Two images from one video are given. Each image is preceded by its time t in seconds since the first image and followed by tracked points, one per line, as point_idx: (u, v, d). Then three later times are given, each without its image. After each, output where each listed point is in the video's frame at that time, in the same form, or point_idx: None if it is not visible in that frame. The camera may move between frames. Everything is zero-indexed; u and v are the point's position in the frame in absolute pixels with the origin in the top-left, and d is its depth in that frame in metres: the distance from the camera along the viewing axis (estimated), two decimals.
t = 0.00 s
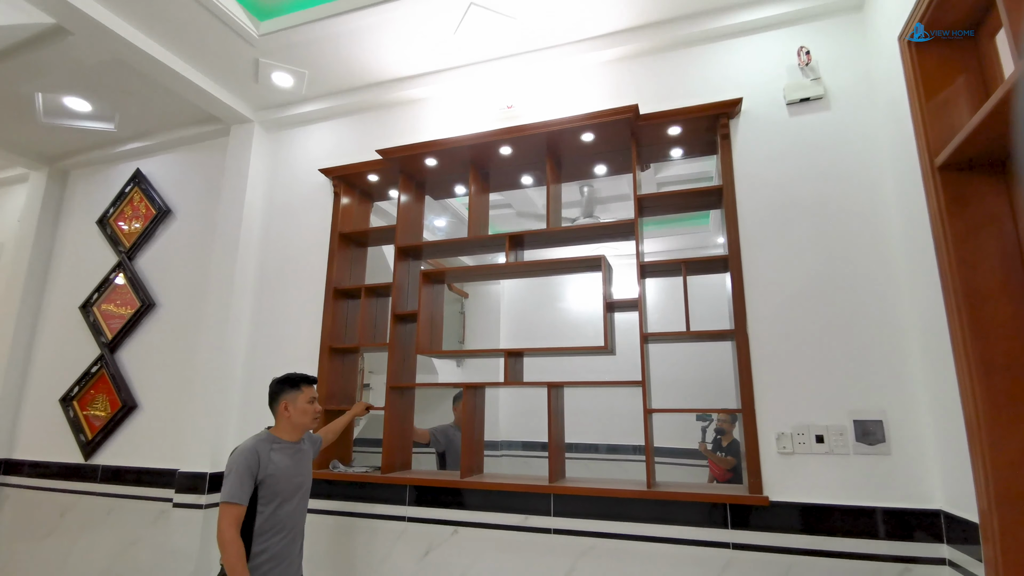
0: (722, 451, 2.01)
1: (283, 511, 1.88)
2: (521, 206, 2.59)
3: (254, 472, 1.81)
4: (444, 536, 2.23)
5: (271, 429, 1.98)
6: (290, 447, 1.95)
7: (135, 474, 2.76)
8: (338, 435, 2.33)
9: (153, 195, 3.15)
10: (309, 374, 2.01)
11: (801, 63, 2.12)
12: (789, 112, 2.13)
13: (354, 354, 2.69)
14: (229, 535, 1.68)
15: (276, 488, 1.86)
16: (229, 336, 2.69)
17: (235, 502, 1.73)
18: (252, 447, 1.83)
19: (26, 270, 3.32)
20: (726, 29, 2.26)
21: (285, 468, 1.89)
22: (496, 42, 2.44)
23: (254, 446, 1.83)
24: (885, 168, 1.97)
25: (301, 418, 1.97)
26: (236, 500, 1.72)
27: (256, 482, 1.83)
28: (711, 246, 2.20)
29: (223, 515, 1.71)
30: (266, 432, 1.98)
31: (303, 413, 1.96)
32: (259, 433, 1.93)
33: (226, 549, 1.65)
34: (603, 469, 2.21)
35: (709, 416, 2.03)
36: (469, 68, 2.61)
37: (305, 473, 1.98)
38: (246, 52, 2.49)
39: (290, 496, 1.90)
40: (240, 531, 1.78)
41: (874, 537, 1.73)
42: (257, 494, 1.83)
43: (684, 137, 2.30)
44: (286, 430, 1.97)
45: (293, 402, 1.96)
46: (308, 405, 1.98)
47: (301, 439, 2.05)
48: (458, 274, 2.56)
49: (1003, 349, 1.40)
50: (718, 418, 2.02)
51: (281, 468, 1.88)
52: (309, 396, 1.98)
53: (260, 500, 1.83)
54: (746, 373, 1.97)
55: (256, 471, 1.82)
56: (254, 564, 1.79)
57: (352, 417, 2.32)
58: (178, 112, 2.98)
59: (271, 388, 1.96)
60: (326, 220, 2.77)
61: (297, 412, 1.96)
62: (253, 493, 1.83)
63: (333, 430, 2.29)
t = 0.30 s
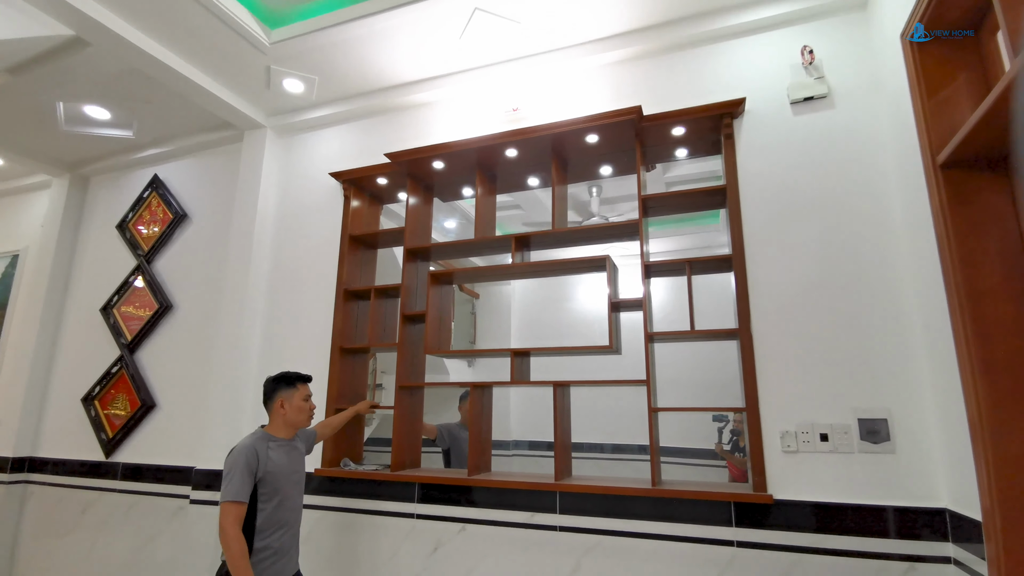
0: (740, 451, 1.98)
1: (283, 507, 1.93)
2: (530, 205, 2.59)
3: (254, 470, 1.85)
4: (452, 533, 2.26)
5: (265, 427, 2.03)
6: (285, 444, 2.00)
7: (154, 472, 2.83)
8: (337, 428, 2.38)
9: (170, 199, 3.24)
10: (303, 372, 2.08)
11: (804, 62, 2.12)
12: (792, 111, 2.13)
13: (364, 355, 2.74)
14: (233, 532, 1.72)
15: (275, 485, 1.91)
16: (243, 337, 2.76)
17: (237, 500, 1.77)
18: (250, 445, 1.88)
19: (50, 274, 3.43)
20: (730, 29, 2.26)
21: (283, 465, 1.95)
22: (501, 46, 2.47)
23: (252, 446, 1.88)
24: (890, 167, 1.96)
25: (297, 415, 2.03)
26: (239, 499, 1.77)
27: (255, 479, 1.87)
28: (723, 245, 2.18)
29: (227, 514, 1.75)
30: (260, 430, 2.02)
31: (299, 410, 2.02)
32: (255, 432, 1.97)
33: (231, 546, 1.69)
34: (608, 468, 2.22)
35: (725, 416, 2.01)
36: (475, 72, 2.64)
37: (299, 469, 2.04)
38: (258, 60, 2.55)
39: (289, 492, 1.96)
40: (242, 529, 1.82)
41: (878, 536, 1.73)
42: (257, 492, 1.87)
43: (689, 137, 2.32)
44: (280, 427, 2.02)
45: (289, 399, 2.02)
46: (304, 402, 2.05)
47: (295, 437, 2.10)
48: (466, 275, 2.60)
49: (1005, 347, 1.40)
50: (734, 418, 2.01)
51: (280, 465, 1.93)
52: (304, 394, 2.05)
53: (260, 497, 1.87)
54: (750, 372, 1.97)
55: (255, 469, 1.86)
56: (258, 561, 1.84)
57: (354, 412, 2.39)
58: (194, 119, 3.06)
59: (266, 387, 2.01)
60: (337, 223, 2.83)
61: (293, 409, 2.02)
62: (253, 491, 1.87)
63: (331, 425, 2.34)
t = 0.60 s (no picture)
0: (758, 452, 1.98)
1: (258, 517, 1.96)
2: (544, 209, 2.62)
3: (227, 483, 1.88)
4: (466, 534, 2.28)
5: (243, 434, 2.04)
6: (262, 454, 2.02)
7: (176, 473, 2.90)
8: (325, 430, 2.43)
9: (190, 207, 3.31)
10: (284, 381, 2.09)
11: (816, 62, 2.11)
12: (804, 112, 2.12)
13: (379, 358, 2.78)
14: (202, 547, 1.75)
15: (249, 496, 1.94)
16: (261, 341, 2.82)
17: (208, 515, 1.80)
18: (223, 459, 1.90)
19: (76, 280, 3.53)
20: (740, 30, 2.26)
21: (257, 476, 1.97)
22: (511, 52, 2.49)
23: (226, 459, 1.90)
24: (904, 167, 1.94)
25: (280, 423, 2.06)
26: (209, 513, 1.80)
27: (229, 492, 1.90)
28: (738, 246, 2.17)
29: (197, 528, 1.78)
30: (237, 439, 2.03)
31: (283, 418, 2.05)
32: (233, 441, 1.98)
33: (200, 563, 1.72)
34: (621, 471, 2.23)
35: (745, 417, 2.00)
36: (486, 77, 2.67)
37: (276, 477, 2.06)
38: (273, 70, 2.60)
39: (264, 502, 1.99)
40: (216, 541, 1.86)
41: (893, 540, 1.71)
42: (231, 503, 1.90)
43: (699, 139, 2.31)
44: (260, 436, 2.03)
45: (273, 408, 2.04)
46: (286, 410, 2.07)
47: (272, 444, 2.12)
48: (478, 279, 2.62)
49: (1021, 350, 1.37)
50: (754, 419, 1.99)
51: (254, 476, 1.96)
52: (287, 402, 2.07)
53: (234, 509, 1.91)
54: (762, 375, 1.97)
55: (228, 482, 1.89)
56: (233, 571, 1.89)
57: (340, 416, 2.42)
58: (212, 128, 3.13)
59: (248, 395, 2.01)
60: (351, 228, 2.87)
61: (276, 417, 2.05)
62: (227, 503, 1.90)
63: (317, 427, 2.38)
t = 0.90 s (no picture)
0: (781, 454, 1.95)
1: (249, 516, 2.03)
2: (559, 210, 2.61)
3: (219, 486, 1.94)
4: (480, 536, 2.29)
5: (236, 436, 2.10)
6: (254, 456, 2.09)
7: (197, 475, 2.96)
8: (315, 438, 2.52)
9: (210, 213, 3.38)
10: (278, 385, 2.17)
11: (831, 58, 2.07)
12: (820, 109, 2.08)
13: (394, 360, 2.80)
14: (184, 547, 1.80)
15: (241, 498, 2.00)
16: (278, 345, 2.86)
17: (200, 516, 1.86)
18: (216, 462, 1.95)
19: (102, 286, 3.63)
20: (754, 27, 2.22)
21: (249, 478, 2.03)
22: (522, 54, 2.49)
23: (219, 462, 1.96)
24: (924, 163, 1.89)
25: (275, 424, 2.15)
26: (202, 515, 1.86)
27: (221, 493, 1.95)
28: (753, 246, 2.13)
29: (187, 528, 1.84)
30: (230, 441, 2.09)
31: (280, 420, 2.16)
32: (226, 443, 2.04)
33: (177, 564, 1.76)
34: (636, 474, 2.21)
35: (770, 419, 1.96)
36: (498, 80, 2.67)
37: (266, 479, 2.13)
38: (288, 78, 2.64)
39: (255, 502, 2.06)
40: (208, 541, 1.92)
41: (915, 546, 1.67)
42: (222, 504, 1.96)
43: (713, 138, 2.29)
44: (255, 437, 2.11)
45: (271, 410, 2.13)
46: (280, 413, 2.17)
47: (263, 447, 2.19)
48: (491, 282, 2.62)
49: None
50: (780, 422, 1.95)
51: (245, 478, 2.02)
52: (284, 406, 2.17)
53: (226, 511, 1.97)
54: (778, 377, 1.93)
55: (221, 484, 1.95)
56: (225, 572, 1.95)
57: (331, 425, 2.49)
58: (230, 135, 3.18)
59: (246, 397, 2.08)
60: (366, 232, 2.90)
61: (272, 419, 2.14)
62: (219, 504, 1.96)
63: (306, 434, 2.47)
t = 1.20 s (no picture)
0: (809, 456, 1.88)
1: (258, 513, 2.06)
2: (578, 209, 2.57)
3: (230, 483, 1.98)
4: (495, 539, 2.27)
5: (247, 436, 2.16)
6: (264, 456, 2.13)
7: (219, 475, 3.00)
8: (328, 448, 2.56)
9: (230, 217, 3.43)
10: (287, 388, 2.22)
11: (853, 47, 2.00)
12: (842, 100, 2.01)
13: (410, 362, 2.80)
14: (193, 540, 1.85)
15: (250, 494, 2.03)
16: (296, 347, 2.88)
17: (210, 510, 1.90)
18: (226, 459, 2.00)
19: (128, 290, 3.71)
20: (771, 18, 2.16)
21: (258, 475, 2.07)
22: (535, 52, 2.47)
23: (230, 459, 2.00)
24: (954, 154, 1.81)
25: (283, 427, 2.21)
26: (213, 510, 1.90)
27: (231, 490, 2.00)
28: (773, 244, 2.07)
29: (197, 522, 1.88)
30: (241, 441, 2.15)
31: (287, 422, 2.21)
32: (237, 443, 2.10)
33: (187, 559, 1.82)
34: (654, 477, 2.16)
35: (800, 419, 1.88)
36: (511, 79, 2.65)
37: (275, 478, 2.17)
38: (302, 82, 2.66)
39: (264, 500, 2.09)
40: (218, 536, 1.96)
41: (947, 555, 1.59)
42: (232, 501, 2.00)
43: (731, 133, 2.23)
44: (264, 438, 2.16)
45: (279, 412, 2.18)
46: (289, 416, 2.22)
47: (274, 448, 2.23)
48: (506, 283, 2.60)
49: None
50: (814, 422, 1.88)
51: (254, 475, 2.06)
52: (292, 407, 2.23)
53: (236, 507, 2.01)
54: (800, 378, 1.87)
55: (231, 481, 1.99)
56: (235, 568, 1.97)
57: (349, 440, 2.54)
58: (248, 141, 3.23)
59: (256, 399, 2.14)
60: (382, 234, 2.91)
61: (280, 421, 2.20)
62: (228, 501, 2.00)
63: (319, 444, 2.51)
